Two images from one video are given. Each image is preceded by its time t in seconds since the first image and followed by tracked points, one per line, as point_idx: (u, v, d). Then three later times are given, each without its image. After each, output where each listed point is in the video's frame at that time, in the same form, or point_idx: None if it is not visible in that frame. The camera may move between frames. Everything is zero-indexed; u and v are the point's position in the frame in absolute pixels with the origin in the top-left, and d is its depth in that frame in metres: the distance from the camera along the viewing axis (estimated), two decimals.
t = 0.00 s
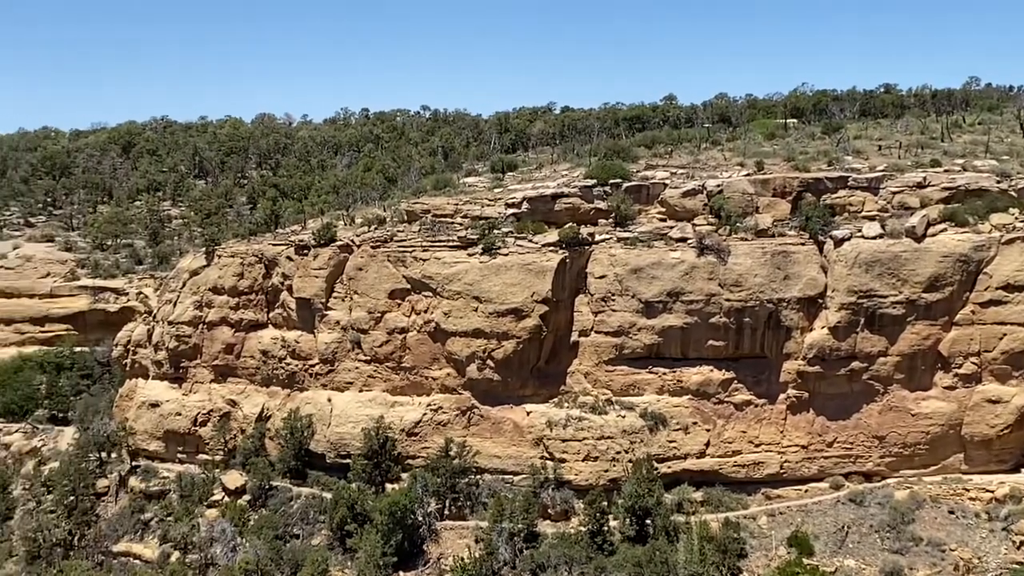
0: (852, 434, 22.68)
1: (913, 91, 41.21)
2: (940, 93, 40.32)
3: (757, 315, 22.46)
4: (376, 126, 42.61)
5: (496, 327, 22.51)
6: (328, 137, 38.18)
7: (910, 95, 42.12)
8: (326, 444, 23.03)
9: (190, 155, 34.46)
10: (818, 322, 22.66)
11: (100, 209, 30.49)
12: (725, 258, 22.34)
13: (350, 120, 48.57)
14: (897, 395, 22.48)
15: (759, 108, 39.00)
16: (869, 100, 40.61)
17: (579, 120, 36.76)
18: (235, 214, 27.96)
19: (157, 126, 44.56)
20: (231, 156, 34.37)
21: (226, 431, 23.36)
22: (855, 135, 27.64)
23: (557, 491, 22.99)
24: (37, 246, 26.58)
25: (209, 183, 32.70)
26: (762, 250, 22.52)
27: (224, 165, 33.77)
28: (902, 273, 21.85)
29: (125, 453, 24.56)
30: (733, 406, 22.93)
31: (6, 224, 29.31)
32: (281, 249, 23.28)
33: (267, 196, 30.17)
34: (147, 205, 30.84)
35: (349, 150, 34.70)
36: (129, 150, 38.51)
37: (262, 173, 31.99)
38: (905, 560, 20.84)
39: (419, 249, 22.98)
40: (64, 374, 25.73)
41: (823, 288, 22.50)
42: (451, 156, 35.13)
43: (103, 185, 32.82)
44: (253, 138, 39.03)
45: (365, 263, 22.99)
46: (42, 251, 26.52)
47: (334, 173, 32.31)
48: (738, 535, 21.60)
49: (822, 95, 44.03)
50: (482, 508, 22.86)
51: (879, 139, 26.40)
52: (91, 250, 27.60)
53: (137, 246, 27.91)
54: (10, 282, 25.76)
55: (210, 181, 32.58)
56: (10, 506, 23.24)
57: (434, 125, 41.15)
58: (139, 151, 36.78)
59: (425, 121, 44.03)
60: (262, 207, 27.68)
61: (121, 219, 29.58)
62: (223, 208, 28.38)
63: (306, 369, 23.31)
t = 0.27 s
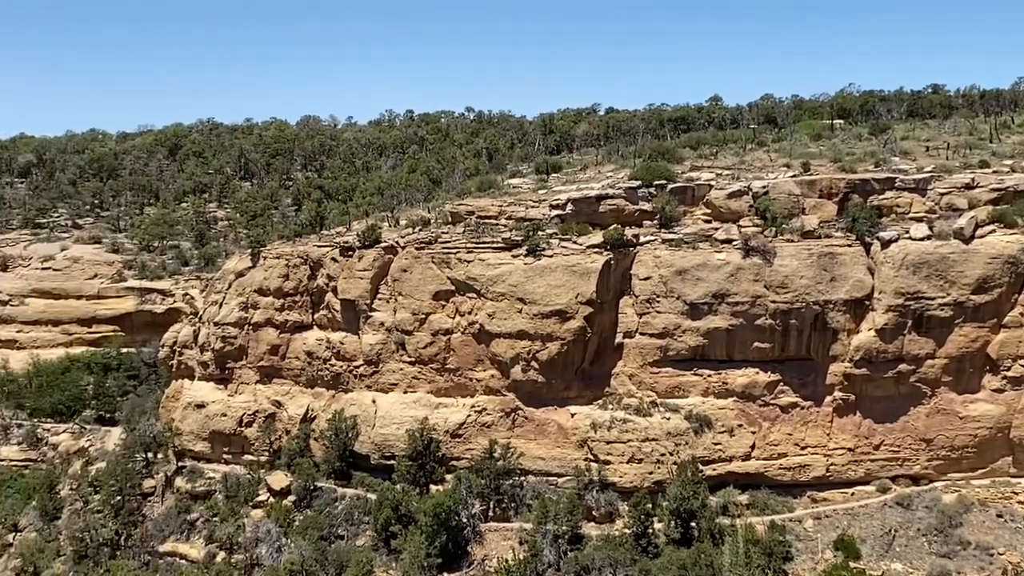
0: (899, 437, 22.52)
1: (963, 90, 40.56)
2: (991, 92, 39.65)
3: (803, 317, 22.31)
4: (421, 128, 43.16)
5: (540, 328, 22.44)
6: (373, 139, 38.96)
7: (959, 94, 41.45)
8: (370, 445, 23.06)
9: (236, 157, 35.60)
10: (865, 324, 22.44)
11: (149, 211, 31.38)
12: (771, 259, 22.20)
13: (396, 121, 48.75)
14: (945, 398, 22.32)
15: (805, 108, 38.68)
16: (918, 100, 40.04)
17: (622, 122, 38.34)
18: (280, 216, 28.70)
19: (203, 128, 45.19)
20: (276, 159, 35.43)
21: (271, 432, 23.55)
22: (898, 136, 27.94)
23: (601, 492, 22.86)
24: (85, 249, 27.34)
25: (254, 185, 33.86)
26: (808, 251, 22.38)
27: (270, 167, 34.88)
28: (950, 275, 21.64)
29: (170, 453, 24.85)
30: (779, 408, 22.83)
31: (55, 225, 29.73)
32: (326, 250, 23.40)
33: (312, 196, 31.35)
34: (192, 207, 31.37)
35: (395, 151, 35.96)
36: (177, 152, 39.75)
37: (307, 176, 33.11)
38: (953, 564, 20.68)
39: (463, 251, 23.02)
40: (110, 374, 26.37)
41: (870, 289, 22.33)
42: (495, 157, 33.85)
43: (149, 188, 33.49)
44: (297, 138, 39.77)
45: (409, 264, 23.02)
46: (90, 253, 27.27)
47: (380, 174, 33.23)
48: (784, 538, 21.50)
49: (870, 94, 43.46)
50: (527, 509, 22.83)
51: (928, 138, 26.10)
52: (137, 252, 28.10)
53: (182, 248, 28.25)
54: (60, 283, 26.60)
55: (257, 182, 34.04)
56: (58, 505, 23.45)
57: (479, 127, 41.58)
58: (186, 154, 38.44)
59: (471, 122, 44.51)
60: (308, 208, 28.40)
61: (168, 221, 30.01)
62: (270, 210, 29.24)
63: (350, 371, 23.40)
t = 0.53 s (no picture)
0: (946, 439, 22.37)
1: (1012, 90, 40.00)
2: None
3: (850, 319, 22.12)
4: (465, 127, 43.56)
5: (585, 330, 22.42)
6: (416, 141, 39.75)
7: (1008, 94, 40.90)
8: (415, 446, 23.13)
9: (281, 160, 36.34)
10: (912, 326, 22.18)
11: (196, 213, 32.11)
12: (817, 261, 22.08)
13: (441, 124, 48.97)
14: (994, 400, 22.13)
15: (850, 109, 38.42)
16: (966, 99, 39.56)
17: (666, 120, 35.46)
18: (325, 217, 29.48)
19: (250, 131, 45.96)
20: (321, 161, 36.16)
21: (316, 433, 23.72)
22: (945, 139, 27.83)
23: (646, 494, 22.74)
24: (132, 251, 27.84)
25: (299, 186, 34.90)
26: (854, 253, 22.23)
27: (315, 168, 35.83)
28: (998, 276, 21.46)
29: (215, 454, 25.15)
30: (825, 411, 22.72)
31: (102, 226, 30.28)
32: (371, 252, 23.61)
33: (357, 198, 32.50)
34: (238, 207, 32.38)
35: (439, 154, 37.29)
36: (221, 154, 40.69)
37: (351, 178, 34.03)
38: (1002, 568, 20.51)
39: (508, 252, 23.04)
40: (157, 375, 27.00)
41: (918, 291, 22.02)
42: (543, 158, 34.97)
43: (196, 190, 34.21)
44: (343, 140, 40.49)
45: (454, 266, 23.09)
46: (137, 255, 27.86)
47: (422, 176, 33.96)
48: (830, 541, 21.34)
49: (916, 94, 42.99)
50: (571, 511, 22.84)
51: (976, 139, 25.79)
52: (184, 254, 28.63)
53: (228, 249, 28.77)
54: (107, 284, 27.14)
55: (302, 183, 35.11)
56: (105, 505, 23.66)
57: (523, 128, 41.78)
58: (232, 156, 39.43)
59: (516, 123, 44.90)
60: (353, 209, 29.07)
61: (214, 224, 30.67)
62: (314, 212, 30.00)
63: (394, 372, 23.56)
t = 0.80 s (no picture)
0: (995, 442, 22.16)
1: None
2: None
3: (898, 321, 21.93)
4: (511, 129, 43.94)
5: (630, 330, 22.40)
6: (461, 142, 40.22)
7: None
8: (460, 447, 23.23)
9: (327, 162, 36.76)
10: (961, 327, 21.96)
11: (244, 214, 32.75)
12: (864, 261, 21.93)
13: (485, 125, 49.03)
14: None
15: (900, 109, 38.01)
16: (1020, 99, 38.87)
17: (712, 124, 36.82)
18: (370, 219, 30.44)
19: (296, 130, 46.39)
20: (366, 162, 36.61)
21: (362, 433, 24.00)
22: (994, 141, 27.62)
23: (692, 496, 22.61)
24: (179, 252, 28.52)
25: (344, 187, 35.52)
26: (902, 253, 22.06)
27: (360, 169, 36.20)
28: None
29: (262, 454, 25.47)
30: (873, 412, 22.59)
31: (149, 228, 30.92)
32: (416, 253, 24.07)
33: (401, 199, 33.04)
34: (284, 210, 32.75)
35: (485, 154, 38.18)
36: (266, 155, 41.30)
37: (396, 179, 34.77)
38: None
39: (553, 253, 23.12)
40: (204, 376, 27.24)
41: (966, 292, 21.80)
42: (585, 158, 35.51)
43: (242, 192, 34.83)
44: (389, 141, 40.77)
45: (499, 266, 23.17)
46: (184, 256, 28.47)
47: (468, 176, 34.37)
48: (878, 544, 20.96)
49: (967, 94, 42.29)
50: (616, 513, 22.73)
51: None
52: (230, 255, 29.21)
53: (274, 250, 29.64)
54: (155, 285, 27.73)
55: (348, 184, 35.71)
56: (153, 505, 23.95)
57: (569, 129, 41.85)
58: (278, 158, 39.73)
59: (562, 124, 45.14)
60: (398, 211, 29.58)
61: (261, 224, 31.43)
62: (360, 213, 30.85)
63: (440, 372, 23.87)
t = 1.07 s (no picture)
0: None
1: None
2: None
3: (945, 321, 21.72)
4: (555, 129, 44.13)
5: (675, 331, 22.34)
6: (505, 143, 40.48)
7: None
8: (504, 447, 23.32)
9: (371, 162, 37.17)
10: (1008, 327, 21.75)
11: (288, 215, 33.21)
12: (911, 262, 21.76)
13: (529, 125, 49.00)
14: None
15: (954, 108, 37.39)
16: None
17: (756, 123, 33.97)
18: (414, 219, 30.89)
19: (339, 130, 46.82)
20: (409, 163, 37.06)
21: (406, 433, 24.28)
22: None
23: (737, 497, 22.49)
24: (224, 252, 29.07)
25: (389, 187, 36.09)
26: (949, 253, 21.86)
27: (405, 170, 36.65)
28: None
29: (307, 454, 25.68)
30: (919, 413, 22.33)
31: (194, 228, 31.43)
32: (460, 253, 24.49)
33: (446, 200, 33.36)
34: (329, 209, 33.57)
35: (528, 154, 38.49)
36: (311, 155, 41.94)
37: (439, 180, 35.37)
38: None
39: (597, 253, 23.21)
40: (249, 375, 27.72)
41: (1014, 292, 21.60)
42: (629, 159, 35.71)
43: (287, 192, 35.36)
44: (432, 141, 40.88)
45: (543, 266, 23.42)
46: (229, 256, 28.95)
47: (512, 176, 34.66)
48: (924, 545, 20.71)
49: None
50: (661, 514, 22.65)
51: None
52: (275, 255, 29.79)
53: (319, 251, 30.16)
54: (200, 285, 28.17)
55: (392, 185, 36.22)
56: (198, 504, 24.29)
57: (613, 128, 41.75)
58: (322, 158, 40.09)
59: (606, 123, 45.13)
60: (442, 212, 30.00)
61: (305, 225, 31.89)
62: (404, 213, 31.34)
63: (484, 372, 24.02)
